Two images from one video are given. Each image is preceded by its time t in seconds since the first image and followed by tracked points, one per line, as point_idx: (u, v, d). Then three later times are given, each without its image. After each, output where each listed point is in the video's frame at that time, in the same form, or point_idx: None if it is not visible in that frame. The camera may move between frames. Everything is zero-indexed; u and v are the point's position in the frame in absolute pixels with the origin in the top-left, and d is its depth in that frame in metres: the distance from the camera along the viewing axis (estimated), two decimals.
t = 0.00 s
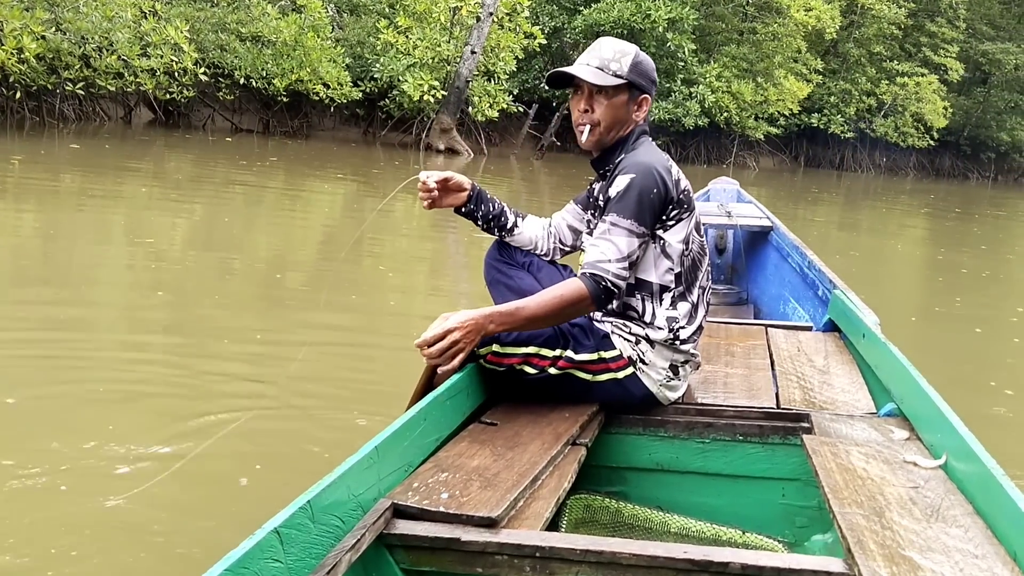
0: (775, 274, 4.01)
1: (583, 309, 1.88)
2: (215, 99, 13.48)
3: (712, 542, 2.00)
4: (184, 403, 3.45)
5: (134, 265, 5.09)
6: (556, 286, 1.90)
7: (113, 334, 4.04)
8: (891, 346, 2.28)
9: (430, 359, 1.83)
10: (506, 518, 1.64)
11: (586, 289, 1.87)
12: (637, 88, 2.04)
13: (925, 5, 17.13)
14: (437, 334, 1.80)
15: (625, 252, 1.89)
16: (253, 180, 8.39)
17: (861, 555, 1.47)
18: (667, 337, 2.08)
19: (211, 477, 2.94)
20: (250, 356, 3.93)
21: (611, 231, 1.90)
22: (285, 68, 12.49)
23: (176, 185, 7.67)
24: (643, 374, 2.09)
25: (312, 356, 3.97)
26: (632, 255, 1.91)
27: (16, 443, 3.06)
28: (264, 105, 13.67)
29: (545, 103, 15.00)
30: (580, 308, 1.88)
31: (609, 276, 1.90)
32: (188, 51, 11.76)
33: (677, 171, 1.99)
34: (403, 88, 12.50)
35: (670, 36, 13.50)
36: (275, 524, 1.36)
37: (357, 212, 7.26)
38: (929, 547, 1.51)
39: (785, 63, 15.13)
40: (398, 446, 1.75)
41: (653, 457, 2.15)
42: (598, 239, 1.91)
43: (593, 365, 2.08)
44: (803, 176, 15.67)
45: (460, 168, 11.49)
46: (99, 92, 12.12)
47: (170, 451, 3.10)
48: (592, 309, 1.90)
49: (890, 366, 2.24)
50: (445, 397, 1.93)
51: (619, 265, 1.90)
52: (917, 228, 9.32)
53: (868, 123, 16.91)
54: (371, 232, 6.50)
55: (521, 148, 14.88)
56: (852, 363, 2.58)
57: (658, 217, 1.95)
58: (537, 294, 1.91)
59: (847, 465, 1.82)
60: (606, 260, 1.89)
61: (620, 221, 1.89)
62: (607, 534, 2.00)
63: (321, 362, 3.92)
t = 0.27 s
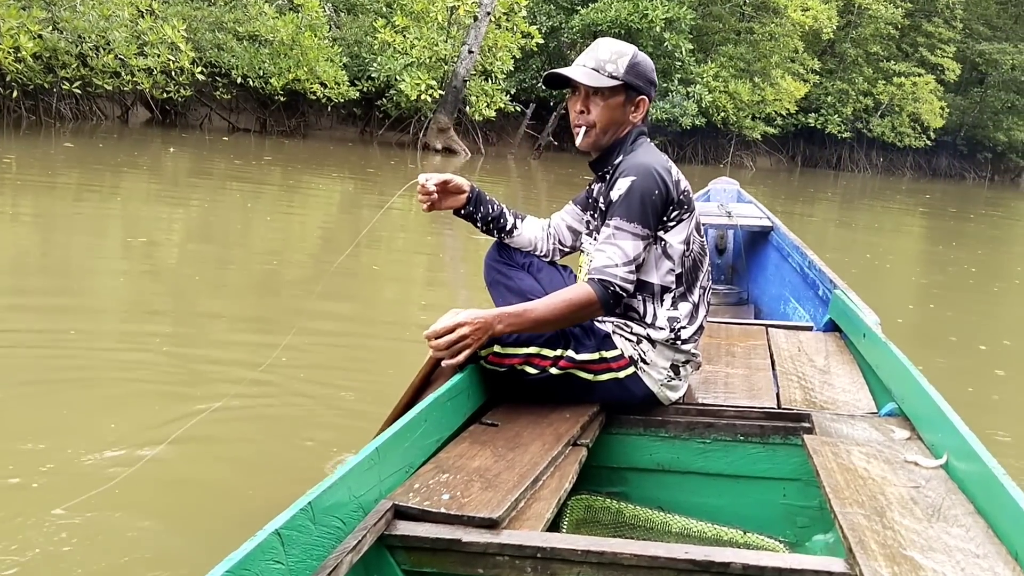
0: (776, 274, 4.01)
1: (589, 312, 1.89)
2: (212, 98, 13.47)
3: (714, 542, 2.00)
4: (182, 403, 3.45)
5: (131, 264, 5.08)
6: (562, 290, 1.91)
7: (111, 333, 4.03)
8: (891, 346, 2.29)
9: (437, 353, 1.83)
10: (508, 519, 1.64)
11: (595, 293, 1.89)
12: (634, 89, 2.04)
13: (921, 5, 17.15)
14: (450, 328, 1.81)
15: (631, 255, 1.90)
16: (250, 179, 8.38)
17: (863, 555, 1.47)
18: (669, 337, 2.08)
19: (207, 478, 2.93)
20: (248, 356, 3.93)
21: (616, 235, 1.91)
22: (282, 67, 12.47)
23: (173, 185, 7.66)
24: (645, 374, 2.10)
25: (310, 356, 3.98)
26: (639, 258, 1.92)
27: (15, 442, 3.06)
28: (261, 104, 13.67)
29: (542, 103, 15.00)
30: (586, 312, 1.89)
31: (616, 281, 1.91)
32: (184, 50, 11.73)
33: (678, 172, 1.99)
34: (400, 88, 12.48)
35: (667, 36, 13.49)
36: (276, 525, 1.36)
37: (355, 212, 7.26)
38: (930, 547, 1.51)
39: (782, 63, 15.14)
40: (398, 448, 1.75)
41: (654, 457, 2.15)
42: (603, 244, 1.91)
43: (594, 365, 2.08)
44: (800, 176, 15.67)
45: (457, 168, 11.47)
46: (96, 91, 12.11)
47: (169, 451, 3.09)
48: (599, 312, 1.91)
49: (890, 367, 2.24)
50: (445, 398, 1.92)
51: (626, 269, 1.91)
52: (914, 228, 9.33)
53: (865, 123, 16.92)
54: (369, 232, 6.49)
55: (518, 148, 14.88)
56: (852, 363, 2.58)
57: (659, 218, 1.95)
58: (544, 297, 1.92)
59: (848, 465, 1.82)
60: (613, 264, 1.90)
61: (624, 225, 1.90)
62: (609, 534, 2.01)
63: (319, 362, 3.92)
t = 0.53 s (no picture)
0: (776, 274, 4.01)
1: (595, 313, 1.91)
2: (209, 98, 13.46)
3: (714, 542, 2.00)
4: (179, 403, 3.45)
5: (128, 264, 5.08)
6: (569, 291, 1.93)
7: (108, 333, 4.02)
8: (892, 346, 2.29)
9: (443, 343, 1.84)
10: (508, 519, 1.64)
11: (601, 295, 1.90)
12: (631, 89, 2.04)
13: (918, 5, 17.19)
14: (458, 320, 1.83)
15: (636, 257, 1.91)
16: (247, 179, 8.37)
17: (863, 555, 1.47)
18: (669, 337, 2.09)
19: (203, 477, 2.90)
20: (246, 356, 3.92)
21: (619, 237, 1.91)
22: (279, 67, 12.45)
23: (170, 184, 7.65)
24: (646, 373, 2.10)
25: (308, 356, 3.97)
26: (643, 259, 1.93)
27: (12, 441, 3.05)
28: (258, 104, 13.66)
29: (539, 103, 15.01)
30: (592, 313, 1.91)
31: (622, 282, 1.92)
32: (181, 49, 11.71)
33: (677, 172, 2.00)
34: (397, 87, 12.47)
35: (664, 36, 13.49)
36: (276, 524, 1.35)
37: (352, 211, 7.25)
38: (931, 547, 1.51)
39: (779, 63, 15.15)
40: (398, 447, 1.75)
41: (654, 457, 2.15)
42: (607, 246, 1.92)
43: (595, 363, 2.07)
44: (797, 176, 15.68)
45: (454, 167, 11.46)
46: (93, 90, 12.09)
47: (167, 451, 3.09)
48: (606, 314, 1.93)
49: (891, 367, 2.24)
50: (445, 397, 1.92)
51: (631, 271, 1.92)
52: (912, 227, 9.33)
53: (862, 123, 16.94)
54: (366, 232, 6.49)
55: (516, 147, 14.88)
56: (853, 363, 2.58)
57: (660, 218, 1.95)
58: (552, 299, 1.94)
59: (848, 465, 1.82)
60: (618, 267, 1.91)
61: (626, 226, 1.91)
62: (609, 534, 2.01)
63: (317, 362, 3.91)
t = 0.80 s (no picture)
0: (776, 274, 4.01)
1: (599, 314, 1.91)
2: (206, 97, 13.44)
3: (713, 542, 2.00)
4: (176, 404, 3.44)
5: (124, 264, 5.07)
6: (573, 291, 1.94)
7: (103, 333, 4.01)
8: (891, 346, 2.29)
9: (447, 336, 1.83)
10: (507, 518, 1.64)
11: (606, 296, 1.91)
12: (629, 87, 2.03)
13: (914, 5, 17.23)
14: (467, 315, 1.82)
15: (639, 257, 1.91)
16: (244, 178, 8.36)
17: (863, 555, 1.48)
18: (669, 336, 2.09)
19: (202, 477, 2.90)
20: (244, 356, 3.91)
21: (622, 237, 1.91)
22: (276, 66, 12.43)
23: (167, 184, 7.63)
24: (645, 372, 2.11)
25: (305, 356, 3.96)
26: (646, 259, 1.93)
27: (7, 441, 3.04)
28: (254, 103, 13.64)
29: (536, 103, 15.02)
30: (597, 314, 1.91)
31: (627, 283, 1.92)
32: (178, 49, 11.69)
33: (678, 172, 2.00)
34: (394, 87, 12.46)
35: (661, 35, 13.48)
36: (276, 523, 1.35)
37: (350, 211, 7.24)
38: (931, 547, 1.52)
39: (776, 62, 15.16)
40: (398, 447, 1.75)
41: (653, 456, 2.15)
42: (610, 247, 1.93)
43: (595, 362, 2.08)
44: (794, 176, 15.71)
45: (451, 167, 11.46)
46: (90, 90, 12.07)
47: (164, 450, 3.08)
48: (611, 315, 1.93)
49: (890, 366, 2.25)
50: (445, 396, 1.92)
51: (635, 272, 1.92)
52: (907, 227, 9.34)
53: (858, 123, 16.95)
54: (364, 231, 6.48)
55: (513, 147, 14.88)
56: (852, 363, 2.58)
57: (660, 218, 1.95)
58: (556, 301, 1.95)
59: (848, 464, 1.82)
60: (622, 267, 1.91)
61: (628, 227, 1.91)
62: (608, 534, 2.01)
63: (315, 362, 3.91)
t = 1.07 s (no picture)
0: (776, 274, 4.02)
1: (602, 314, 1.91)
2: (202, 97, 13.43)
3: (712, 542, 2.01)
4: (174, 404, 3.44)
5: (121, 263, 5.06)
6: (578, 293, 1.95)
7: (101, 333, 4.01)
8: (891, 346, 2.29)
9: (450, 328, 1.87)
10: (506, 518, 1.64)
11: (609, 296, 1.91)
12: (629, 87, 2.04)
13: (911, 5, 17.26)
14: (472, 307, 1.85)
15: (642, 257, 1.91)
16: (241, 178, 8.35)
17: (862, 555, 1.48)
18: (669, 336, 2.09)
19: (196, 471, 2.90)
20: (242, 356, 3.91)
21: (625, 237, 1.91)
22: (273, 66, 12.43)
23: (164, 184, 7.62)
24: (646, 372, 2.11)
25: (304, 356, 3.96)
26: (650, 259, 1.93)
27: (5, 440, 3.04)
28: (251, 103, 13.63)
29: (533, 102, 15.03)
30: (600, 314, 1.91)
31: (631, 284, 1.92)
32: (174, 49, 11.68)
33: (679, 172, 2.00)
34: (391, 86, 12.45)
35: (658, 35, 13.48)
36: (275, 523, 1.35)
37: (348, 211, 7.23)
38: (930, 547, 1.52)
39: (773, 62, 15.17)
40: (397, 446, 1.75)
41: (653, 456, 2.15)
42: (613, 247, 1.93)
43: (595, 362, 2.07)
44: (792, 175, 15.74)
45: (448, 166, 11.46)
46: (86, 89, 12.06)
47: (162, 449, 3.08)
48: (615, 316, 1.93)
49: (890, 366, 2.25)
50: (445, 396, 1.92)
51: (639, 272, 1.92)
52: (904, 226, 9.35)
53: (855, 122, 16.98)
54: (361, 231, 6.48)
55: (510, 146, 14.88)
56: (852, 363, 2.59)
57: (662, 217, 1.95)
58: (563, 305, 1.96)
59: (848, 465, 1.82)
60: (625, 267, 1.91)
61: (631, 227, 1.91)
62: (608, 534, 2.01)
63: (313, 361, 3.90)
